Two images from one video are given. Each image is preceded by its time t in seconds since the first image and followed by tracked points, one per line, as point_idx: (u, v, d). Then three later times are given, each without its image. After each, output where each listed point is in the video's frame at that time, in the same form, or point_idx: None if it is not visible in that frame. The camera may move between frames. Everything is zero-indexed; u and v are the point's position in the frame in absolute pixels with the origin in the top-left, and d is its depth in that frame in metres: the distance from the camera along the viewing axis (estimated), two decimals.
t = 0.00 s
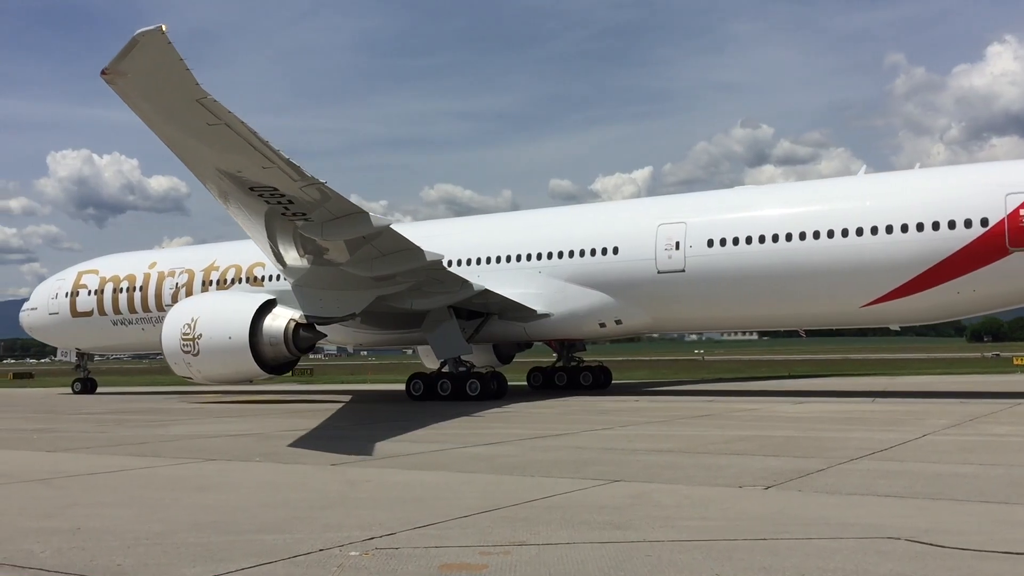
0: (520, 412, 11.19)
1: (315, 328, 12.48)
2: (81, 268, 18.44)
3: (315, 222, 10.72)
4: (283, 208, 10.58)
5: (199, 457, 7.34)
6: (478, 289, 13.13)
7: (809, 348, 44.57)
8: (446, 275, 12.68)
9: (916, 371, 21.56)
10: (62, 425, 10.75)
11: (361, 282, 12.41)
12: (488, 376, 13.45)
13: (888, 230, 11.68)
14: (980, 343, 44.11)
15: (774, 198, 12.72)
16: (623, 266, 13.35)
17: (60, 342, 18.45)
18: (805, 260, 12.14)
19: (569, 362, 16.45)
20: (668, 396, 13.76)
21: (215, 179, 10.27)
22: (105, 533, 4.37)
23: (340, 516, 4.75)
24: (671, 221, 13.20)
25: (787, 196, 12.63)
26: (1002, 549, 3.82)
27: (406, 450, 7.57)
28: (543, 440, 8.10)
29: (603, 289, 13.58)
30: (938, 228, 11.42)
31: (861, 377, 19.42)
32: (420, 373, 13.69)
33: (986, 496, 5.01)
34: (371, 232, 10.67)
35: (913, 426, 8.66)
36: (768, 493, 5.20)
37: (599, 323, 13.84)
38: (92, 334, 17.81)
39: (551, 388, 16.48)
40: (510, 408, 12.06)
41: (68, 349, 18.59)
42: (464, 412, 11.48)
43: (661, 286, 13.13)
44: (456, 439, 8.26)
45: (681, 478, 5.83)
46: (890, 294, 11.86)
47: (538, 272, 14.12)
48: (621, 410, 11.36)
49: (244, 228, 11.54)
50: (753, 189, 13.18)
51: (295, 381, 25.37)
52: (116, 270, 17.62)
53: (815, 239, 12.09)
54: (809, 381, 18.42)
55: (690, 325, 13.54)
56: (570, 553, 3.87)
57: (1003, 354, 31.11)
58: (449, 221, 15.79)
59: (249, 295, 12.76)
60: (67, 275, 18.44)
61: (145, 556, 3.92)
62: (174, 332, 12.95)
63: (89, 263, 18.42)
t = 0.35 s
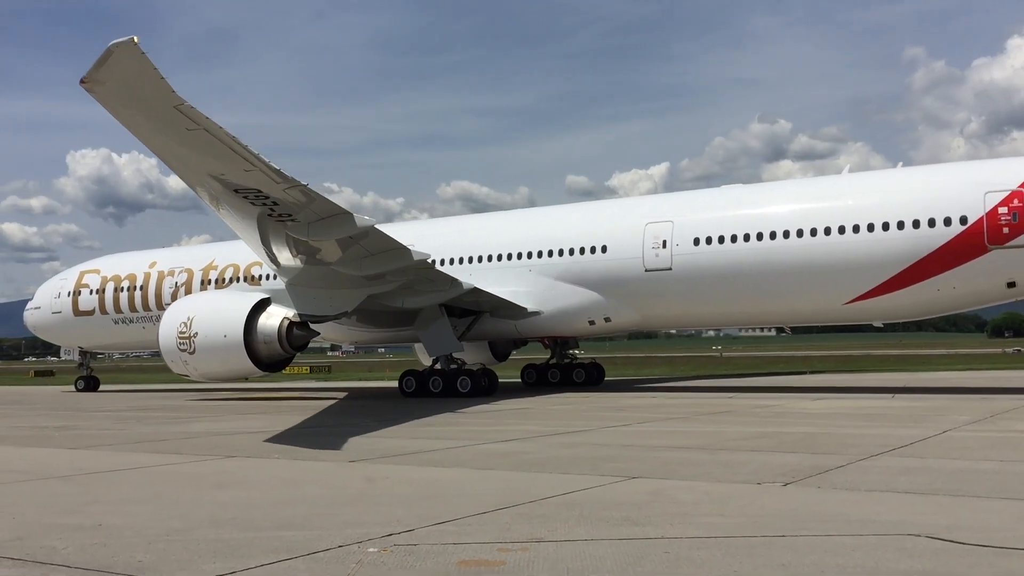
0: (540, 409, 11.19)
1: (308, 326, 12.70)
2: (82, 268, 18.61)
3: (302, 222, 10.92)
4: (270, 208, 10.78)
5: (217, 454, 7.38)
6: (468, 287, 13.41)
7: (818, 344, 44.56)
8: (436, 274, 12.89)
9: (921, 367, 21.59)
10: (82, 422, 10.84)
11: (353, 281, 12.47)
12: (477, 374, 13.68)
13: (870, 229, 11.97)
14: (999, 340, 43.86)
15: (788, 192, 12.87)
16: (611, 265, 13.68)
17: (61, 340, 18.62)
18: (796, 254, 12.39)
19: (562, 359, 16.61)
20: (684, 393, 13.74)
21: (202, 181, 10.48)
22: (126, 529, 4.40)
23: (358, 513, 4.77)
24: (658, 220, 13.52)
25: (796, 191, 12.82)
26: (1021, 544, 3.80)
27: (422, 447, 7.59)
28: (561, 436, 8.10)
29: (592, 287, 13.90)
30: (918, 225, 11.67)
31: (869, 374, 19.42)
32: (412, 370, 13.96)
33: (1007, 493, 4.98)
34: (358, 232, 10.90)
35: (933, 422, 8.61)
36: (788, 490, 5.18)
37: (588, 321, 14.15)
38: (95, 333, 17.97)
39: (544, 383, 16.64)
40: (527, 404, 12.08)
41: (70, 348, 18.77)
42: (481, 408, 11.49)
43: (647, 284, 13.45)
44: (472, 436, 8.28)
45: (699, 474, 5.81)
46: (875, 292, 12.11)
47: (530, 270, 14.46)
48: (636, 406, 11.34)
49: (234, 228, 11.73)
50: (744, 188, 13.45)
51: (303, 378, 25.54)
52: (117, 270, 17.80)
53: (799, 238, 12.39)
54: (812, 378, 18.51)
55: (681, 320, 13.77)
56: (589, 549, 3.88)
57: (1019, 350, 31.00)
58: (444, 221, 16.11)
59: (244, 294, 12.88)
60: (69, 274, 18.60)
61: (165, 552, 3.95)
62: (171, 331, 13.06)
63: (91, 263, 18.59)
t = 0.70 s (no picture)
0: (560, 405, 11.15)
1: (304, 324, 13.02)
2: (86, 266, 18.80)
3: (290, 221, 11.19)
4: (259, 208, 11.06)
5: (237, 449, 7.41)
6: (460, 285, 13.68)
7: (829, 340, 44.39)
8: (428, 272, 13.15)
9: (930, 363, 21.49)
10: (103, 418, 10.93)
11: (347, 279, 12.75)
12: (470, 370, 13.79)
13: (854, 226, 12.08)
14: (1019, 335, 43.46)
15: (793, 189, 12.85)
16: (601, 263, 13.81)
17: (66, 337, 18.82)
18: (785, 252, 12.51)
19: (557, 355, 16.69)
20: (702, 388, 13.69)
21: (192, 182, 10.78)
22: (147, 524, 4.44)
23: (377, 508, 4.79)
24: (648, 219, 13.66)
25: (805, 187, 12.76)
26: None
27: (441, 443, 7.60)
28: (580, 433, 8.09)
29: (583, 284, 14.03)
30: (901, 223, 11.77)
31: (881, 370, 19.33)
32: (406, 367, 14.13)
33: None
34: (346, 231, 11.15)
35: (953, 419, 8.53)
36: (808, 487, 5.15)
37: (579, 318, 14.28)
38: (98, 329, 18.15)
39: (539, 379, 16.73)
40: (545, 400, 12.09)
41: (73, 344, 19.02)
42: (500, 405, 11.48)
43: (638, 282, 13.59)
44: (489, 432, 8.29)
45: (719, 471, 5.79)
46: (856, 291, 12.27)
47: (521, 268, 14.59)
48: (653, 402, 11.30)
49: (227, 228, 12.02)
50: (736, 187, 13.52)
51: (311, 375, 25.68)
52: (119, 267, 17.98)
53: (788, 236, 12.47)
54: (820, 373, 18.50)
55: (685, 317, 13.80)
56: (608, 546, 3.87)
57: None
58: (439, 220, 16.25)
59: (240, 291, 13.10)
60: (73, 272, 18.81)
61: (186, 547, 3.97)
62: (170, 328, 13.29)
63: (94, 261, 18.78)
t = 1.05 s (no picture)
0: (577, 403, 11.11)
1: (297, 322, 13.14)
2: (87, 264, 18.92)
3: (280, 222, 11.40)
4: (250, 209, 11.27)
5: (253, 446, 7.44)
6: (452, 284, 13.76)
7: (838, 338, 44.27)
8: (419, 270, 13.25)
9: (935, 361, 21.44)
10: (121, 414, 11.01)
11: (339, 278, 12.94)
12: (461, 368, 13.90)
13: (838, 227, 12.20)
14: None
15: (792, 191, 12.82)
16: (590, 263, 13.93)
17: (67, 334, 18.96)
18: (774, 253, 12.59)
19: (549, 354, 16.74)
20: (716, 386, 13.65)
21: (184, 183, 11.01)
22: (165, 520, 4.47)
23: (392, 505, 4.80)
24: (635, 220, 13.78)
25: (812, 186, 12.71)
26: None
27: (457, 440, 7.62)
28: (596, 430, 8.08)
29: (573, 283, 14.14)
30: (894, 224, 11.84)
31: (888, 369, 19.29)
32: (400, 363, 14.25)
33: None
34: (335, 231, 11.37)
35: (973, 417, 8.46)
36: (825, 485, 5.12)
37: (569, 317, 14.41)
38: (98, 327, 18.28)
39: (532, 378, 16.78)
40: (559, 398, 12.10)
41: (73, 340, 19.22)
42: (516, 402, 11.49)
43: (627, 281, 13.70)
44: (503, 430, 8.29)
45: (735, 469, 5.76)
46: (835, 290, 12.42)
47: (512, 267, 14.72)
48: (670, 400, 11.27)
49: (221, 228, 12.24)
50: (728, 187, 13.59)
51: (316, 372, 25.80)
52: (119, 266, 18.11)
53: (776, 236, 12.57)
54: (828, 372, 18.49)
55: (692, 316, 13.79)
56: (624, 543, 3.87)
57: None
58: (433, 220, 16.34)
59: (235, 290, 13.21)
60: (74, 270, 18.95)
61: (203, 543, 3.99)
62: (167, 326, 13.38)
63: (95, 259, 18.92)
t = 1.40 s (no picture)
0: (588, 404, 11.09)
1: (288, 323, 13.24)
2: (82, 264, 19.02)
3: (269, 224, 11.56)
4: (239, 212, 11.43)
5: (265, 446, 7.46)
6: (440, 286, 13.86)
7: (842, 339, 44.26)
8: (408, 273, 13.35)
9: (940, 363, 21.39)
10: (135, 414, 11.06)
11: (329, 279, 13.06)
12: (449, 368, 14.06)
13: (817, 231, 12.42)
14: None
15: (788, 191, 12.97)
16: (577, 266, 14.12)
17: (61, 334, 19.04)
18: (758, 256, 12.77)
19: (539, 354, 16.82)
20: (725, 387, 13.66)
21: (174, 186, 11.18)
22: (176, 519, 4.48)
23: (403, 505, 4.80)
24: (621, 223, 13.97)
25: (802, 190, 12.87)
26: None
27: (469, 440, 7.62)
28: (608, 431, 8.08)
29: (561, 285, 14.33)
30: (877, 228, 12.05)
31: (890, 370, 19.30)
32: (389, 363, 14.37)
33: None
34: (322, 233, 11.51)
35: (987, 420, 8.42)
36: (836, 487, 5.11)
37: (556, 318, 14.61)
38: (93, 326, 18.37)
39: (521, 378, 16.86)
40: (569, 398, 12.10)
41: (69, 341, 19.30)
42: (527, 403, 11.49)
43: (613, 283, 13.89)
44: (516, 430, 8.29)
45: (746, 470, 5.75)
46: (824, 290, 12.57)
47: (500, 269, 14.90)
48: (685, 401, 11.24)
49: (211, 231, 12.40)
50: (716, 190, 13.76)
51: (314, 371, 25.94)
52: (113, 266, 18.21)
53: (761, 239, 12.75)
54: (835, 373, 18.47)
55: (692, 316, 13.85)
56: (635, 545, 3.86)
57: None
58: (423, 223, 16.51)
59: (227, 291, 13.34)
60: (69, 271, 19.05)
61: (215, 543, 4.00)
62: (159, 327, 13.48)
63: (90, 259, 19.02)
